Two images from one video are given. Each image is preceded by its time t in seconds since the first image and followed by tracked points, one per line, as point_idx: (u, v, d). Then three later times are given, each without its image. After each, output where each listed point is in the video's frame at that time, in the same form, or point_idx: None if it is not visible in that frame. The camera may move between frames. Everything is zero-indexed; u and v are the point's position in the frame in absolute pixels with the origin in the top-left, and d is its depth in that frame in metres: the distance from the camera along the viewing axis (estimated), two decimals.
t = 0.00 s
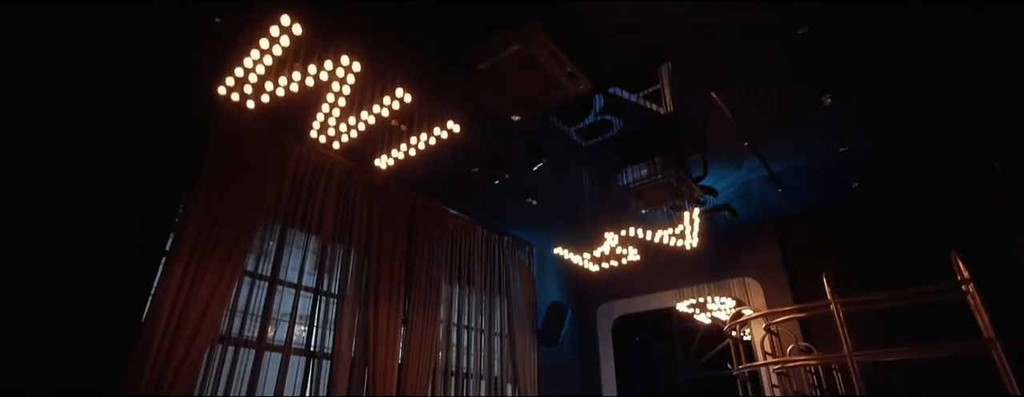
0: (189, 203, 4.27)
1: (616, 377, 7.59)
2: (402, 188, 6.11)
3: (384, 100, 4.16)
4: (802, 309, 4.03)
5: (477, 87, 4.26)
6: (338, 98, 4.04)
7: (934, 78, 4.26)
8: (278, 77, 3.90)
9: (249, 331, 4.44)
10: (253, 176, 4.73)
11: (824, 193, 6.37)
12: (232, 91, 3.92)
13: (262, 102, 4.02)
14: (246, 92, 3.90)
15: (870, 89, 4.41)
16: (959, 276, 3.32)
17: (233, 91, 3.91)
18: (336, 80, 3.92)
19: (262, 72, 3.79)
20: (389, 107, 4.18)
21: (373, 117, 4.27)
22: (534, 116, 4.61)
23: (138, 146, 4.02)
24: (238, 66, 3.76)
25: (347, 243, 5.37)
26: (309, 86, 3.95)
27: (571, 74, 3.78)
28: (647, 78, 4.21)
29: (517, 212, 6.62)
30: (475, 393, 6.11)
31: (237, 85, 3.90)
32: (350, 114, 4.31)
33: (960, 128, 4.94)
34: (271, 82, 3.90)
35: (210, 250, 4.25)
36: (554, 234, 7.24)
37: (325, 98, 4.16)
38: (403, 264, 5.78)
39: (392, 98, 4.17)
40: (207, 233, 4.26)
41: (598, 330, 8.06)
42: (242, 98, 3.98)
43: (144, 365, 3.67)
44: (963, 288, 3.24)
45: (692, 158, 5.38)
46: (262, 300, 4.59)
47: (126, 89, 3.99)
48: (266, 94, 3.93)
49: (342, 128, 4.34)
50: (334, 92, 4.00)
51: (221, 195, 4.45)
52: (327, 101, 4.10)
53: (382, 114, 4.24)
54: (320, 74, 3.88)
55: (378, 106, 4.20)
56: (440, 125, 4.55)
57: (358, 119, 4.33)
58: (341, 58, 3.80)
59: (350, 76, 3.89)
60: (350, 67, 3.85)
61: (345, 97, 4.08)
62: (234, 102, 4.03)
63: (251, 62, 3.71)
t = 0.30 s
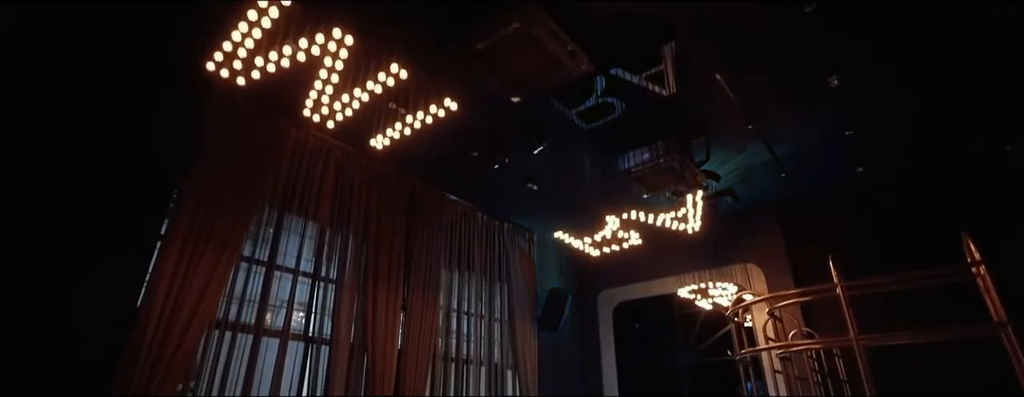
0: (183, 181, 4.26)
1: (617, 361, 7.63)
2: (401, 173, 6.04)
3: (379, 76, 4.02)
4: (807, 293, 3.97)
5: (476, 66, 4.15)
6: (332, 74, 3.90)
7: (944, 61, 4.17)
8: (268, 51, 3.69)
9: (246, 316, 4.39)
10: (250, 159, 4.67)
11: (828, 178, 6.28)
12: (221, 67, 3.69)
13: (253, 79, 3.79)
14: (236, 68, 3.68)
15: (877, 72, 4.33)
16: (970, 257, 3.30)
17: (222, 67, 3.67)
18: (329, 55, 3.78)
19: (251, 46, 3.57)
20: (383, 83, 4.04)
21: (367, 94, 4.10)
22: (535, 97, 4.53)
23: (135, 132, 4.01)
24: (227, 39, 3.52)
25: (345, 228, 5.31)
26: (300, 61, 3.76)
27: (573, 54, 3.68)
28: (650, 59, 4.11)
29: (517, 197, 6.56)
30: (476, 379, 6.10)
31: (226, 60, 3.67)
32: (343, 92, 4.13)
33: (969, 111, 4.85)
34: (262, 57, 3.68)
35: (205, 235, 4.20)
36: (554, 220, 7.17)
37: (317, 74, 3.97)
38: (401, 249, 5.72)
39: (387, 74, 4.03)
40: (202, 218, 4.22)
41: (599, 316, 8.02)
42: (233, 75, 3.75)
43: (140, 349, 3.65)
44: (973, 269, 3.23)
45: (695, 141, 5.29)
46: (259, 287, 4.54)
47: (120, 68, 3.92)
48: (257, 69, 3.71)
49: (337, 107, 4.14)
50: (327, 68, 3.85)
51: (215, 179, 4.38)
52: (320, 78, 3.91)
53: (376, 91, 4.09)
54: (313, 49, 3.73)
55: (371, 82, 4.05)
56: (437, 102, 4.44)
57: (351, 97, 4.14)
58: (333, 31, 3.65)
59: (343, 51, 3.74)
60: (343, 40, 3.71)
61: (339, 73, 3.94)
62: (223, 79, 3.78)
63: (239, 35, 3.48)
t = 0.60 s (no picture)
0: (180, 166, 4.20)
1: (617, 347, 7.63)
2: (400, 158, 5.96)
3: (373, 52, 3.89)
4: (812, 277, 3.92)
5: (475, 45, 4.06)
6: (324, 50, 3.79)
7: (954, 42, 4.07)
8: (258, 25, 3.58)
9: (243, 302, 4.35)
10: (246, 143, 4.61)
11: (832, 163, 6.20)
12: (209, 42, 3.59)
13: (243, 54, 3.70)
14: (225, 43, 3.57)
15: (886, 53, 4.22)
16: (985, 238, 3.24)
17: (210, 42, 3.57)
18: (320, 28, 3.62)
19: (239, 19, 3.45)
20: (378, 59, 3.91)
21: (360, 71, 4.01)
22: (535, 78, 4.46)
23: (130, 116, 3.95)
24: (213, 12, 3.40)
25: (343, 213, 5.25)
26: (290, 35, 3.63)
27: (574, 34, 3.59)
28: (652, 39, 4.02)
29: (518, 183, 6.50)
30: (476, 365, 6.07)
31: (214, 35, 3.56)
32: (336, 68, 4.04)
33: (978, 94, 4.76)
34: (251, 31, 3.58)
35: (199, 221, 4.14)
36: (555, 206, 7.10)
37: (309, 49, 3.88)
38: (400, 235, 5.66)
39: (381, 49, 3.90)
40: (196, 203, 4.16)
41: (599, 303, 7.98)
42: (222, 50, 3.65)
43: (135, 335, 3.62)
44: (986, 250, 3.17)
45: (698, 124, 5.20)
46: (256, 273, 4.48)
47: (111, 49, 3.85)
48: (246, 45, 3.61)
49: (330, 84, 4.09)
50: (318, 42, 3.74)
51: (210, 162, 4.32)
52: (311, 53, 3.83)
53: (369, 68, 3.97)
54: (302, 22, 3.55)
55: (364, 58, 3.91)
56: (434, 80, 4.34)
57: (344, 73, 4.06)
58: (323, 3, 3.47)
59: (335, 24, 3.61)
60: (334, 13, 3.54)
61: (331, 49, 3.84)
62: (211, 54, 3.68)
63: (226, 8, 3.37)
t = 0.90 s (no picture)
0: (173, 150, 4.13)
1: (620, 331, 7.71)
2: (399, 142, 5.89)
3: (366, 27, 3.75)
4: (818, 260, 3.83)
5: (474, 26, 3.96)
6: (315, 25, 3.67)
7: (966, 21, 3.97)
8: None
9: (241, 288, 4.30)
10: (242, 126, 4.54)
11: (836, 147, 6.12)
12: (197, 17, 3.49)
13: (233, 29, 3.59)
14: (213, 18, 3.47)
15: (896, 33, 4.12)
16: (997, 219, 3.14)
17: (198, 17, 3.47)
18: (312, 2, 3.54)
19: None
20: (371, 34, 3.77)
21: (353, 48, 3.87)
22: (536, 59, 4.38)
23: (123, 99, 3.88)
24: None
25: (341, 198, 5.19)
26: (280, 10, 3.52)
27: (576, 13, 3.50)
28: (656, 20, 3.93)
29: (518, 168, 6.43)
30: (476, 351, 6.05)
31: (202, 9, 3.46)
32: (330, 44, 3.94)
33: (987, 75, 4.66)
34: (240, 5, 3.47)
35: (194, 206, 4.08)
36: (556, 191, 7.04)
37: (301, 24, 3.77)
38: (399, 220, 5.61)
39: (375, 24, 3.77)
40: (191, 188, 4.10)
41: (600, 289, 8.01)
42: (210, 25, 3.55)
43: (131, 321, 3.58)
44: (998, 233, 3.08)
45: (702, 107, 5.12)
46: (253, 259, 4.44)
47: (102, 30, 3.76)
48: (236, 19, 3.52)
49: (324, 61, 3.97)
50: (310, 16, 3.62)
51: (205, 146, 4.25)
52: (303, 28, 3.72)
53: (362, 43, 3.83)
54: None
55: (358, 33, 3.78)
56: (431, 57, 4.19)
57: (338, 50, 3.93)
58: None
59: None
60: None
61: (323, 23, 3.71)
62: (199, 30, 3.59)
63: None
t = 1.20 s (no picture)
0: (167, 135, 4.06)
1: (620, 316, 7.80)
2: (398, 127, 5.82)
3: None
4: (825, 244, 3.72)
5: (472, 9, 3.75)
6: None
7: None
8: None
9: (238, 274, 4.26)
10: (237, 110, 4.47)
11: (842, 131, 6.04)
12: None
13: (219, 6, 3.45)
14: None
15: (906, 12, 4.03)
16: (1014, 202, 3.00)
17: None
18: None
19: None
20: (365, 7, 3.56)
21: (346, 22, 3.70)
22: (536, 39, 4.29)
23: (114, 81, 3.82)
24: None
25: (340, 183, 5.13)
26: None
27: None
28: None
29: (518, 152, 6.36)
30: (476, 336, 6.03)
31: None
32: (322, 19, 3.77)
33: (997, 57, 4.57)
34: None
35: (189, 191, 4.02)
36: (556, 176, 6.98)
37: None
38: (398, 206, 5.55)
39: None
40: (185, 173, 4.03)
41: (601, 273, 8.09)
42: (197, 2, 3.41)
43: (126, 308, 3.54)
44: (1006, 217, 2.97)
45: (705, 91, 5.04)
46: (250, 244, 4.39)
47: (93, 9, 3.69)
48: None
49: (317, 38, 3.81)
50: None
51: (199, 131, 4.19)
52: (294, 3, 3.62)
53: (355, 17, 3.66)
54: None
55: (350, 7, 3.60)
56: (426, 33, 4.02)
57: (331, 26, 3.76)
58: None
59: None
60: None
61: None
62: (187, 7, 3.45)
63: None
